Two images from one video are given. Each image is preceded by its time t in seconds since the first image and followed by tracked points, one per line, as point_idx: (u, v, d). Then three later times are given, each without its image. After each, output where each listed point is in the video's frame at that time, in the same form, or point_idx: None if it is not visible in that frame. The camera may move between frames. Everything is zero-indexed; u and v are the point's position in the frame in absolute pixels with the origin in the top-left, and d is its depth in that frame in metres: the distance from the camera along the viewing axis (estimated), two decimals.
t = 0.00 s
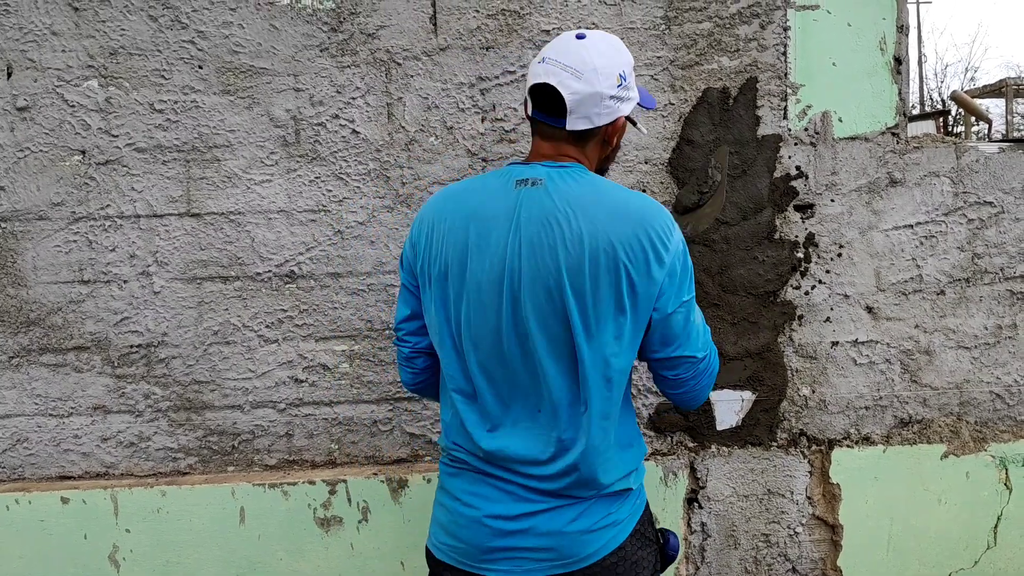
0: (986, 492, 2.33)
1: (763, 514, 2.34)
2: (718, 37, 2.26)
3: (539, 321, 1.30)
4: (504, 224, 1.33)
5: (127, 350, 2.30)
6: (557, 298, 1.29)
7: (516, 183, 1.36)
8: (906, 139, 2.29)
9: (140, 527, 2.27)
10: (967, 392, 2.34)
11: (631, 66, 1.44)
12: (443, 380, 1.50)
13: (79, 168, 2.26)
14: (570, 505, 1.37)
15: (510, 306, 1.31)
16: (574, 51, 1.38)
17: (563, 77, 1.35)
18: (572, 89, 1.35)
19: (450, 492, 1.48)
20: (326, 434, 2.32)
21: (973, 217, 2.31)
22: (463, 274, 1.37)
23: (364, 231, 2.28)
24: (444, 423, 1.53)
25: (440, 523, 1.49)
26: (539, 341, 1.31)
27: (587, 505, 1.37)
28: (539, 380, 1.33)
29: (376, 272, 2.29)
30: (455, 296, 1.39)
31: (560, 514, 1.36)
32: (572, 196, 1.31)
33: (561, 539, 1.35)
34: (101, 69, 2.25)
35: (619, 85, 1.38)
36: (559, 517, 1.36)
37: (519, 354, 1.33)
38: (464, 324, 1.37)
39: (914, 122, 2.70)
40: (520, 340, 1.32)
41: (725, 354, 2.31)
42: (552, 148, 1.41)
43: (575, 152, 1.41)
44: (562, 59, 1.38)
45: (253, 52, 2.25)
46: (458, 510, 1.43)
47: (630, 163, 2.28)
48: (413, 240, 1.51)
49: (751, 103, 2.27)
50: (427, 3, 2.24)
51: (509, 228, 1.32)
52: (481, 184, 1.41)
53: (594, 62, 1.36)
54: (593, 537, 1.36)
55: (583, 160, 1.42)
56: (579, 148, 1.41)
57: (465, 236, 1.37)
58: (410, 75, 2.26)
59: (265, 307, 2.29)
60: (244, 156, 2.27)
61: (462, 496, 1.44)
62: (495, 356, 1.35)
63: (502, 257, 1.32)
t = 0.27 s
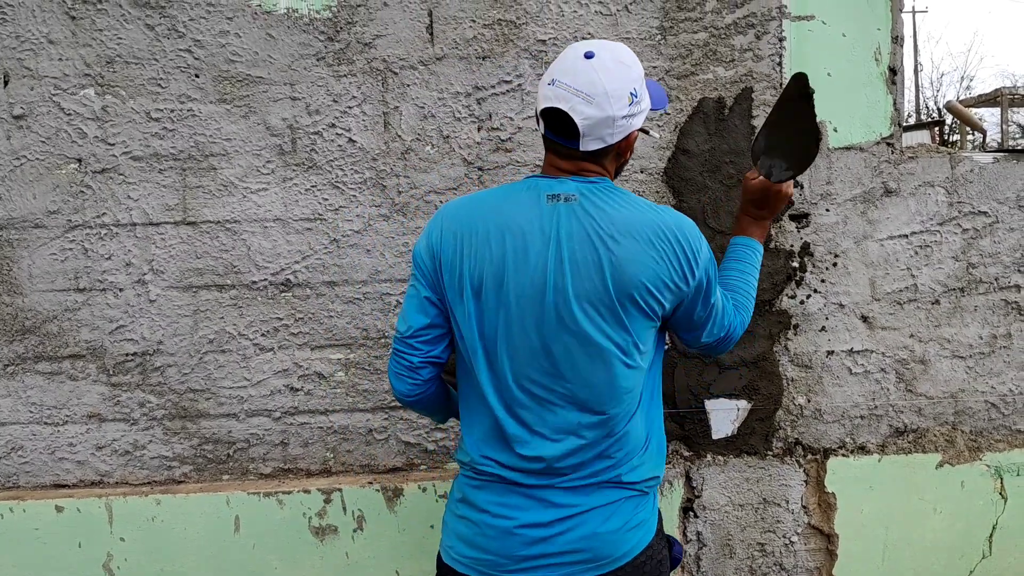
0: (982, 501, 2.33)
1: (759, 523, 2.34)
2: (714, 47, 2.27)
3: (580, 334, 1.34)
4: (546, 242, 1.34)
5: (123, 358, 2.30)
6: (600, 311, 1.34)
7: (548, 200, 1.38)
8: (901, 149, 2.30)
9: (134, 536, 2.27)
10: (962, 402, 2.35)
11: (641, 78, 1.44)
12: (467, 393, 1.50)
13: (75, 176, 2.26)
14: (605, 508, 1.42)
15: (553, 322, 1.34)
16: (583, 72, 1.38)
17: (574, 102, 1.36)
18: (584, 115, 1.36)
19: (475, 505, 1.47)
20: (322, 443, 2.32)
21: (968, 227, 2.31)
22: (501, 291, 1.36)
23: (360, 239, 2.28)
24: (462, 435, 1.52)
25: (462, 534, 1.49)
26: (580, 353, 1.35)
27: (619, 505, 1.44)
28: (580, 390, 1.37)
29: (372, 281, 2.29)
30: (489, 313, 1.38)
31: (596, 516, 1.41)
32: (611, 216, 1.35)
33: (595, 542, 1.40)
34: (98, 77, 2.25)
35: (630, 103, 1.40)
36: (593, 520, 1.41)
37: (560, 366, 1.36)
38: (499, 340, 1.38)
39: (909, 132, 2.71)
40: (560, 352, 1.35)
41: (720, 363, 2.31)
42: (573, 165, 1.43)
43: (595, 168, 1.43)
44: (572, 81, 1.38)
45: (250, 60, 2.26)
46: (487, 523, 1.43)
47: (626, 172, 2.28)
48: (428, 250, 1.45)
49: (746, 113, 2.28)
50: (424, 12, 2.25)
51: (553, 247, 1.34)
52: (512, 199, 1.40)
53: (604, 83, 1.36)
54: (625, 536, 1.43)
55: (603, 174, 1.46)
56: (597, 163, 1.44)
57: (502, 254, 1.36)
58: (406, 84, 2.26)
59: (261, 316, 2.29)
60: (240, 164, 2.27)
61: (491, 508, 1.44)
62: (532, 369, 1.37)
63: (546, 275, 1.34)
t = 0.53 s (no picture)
0: (977, 508, 2.33)
1: (754, 530, 2.34)
2: (709, 54, 2.27)
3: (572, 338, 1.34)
4: (531, 249, 1.34)
5: (117, 364, 2.29)
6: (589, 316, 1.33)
7: (533, 205, 1.37)
8: (896, 156, 2.30)
9: (128, 542, 2.26)
10: (958, 408, 2.35)
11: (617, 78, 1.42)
12: (456, 400, 1.49)
13: (70, 182, 2.26)
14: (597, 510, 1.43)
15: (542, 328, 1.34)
16: (559, 68, 1.36)
17: (551, 97, 1.34)
18: (561, 108, 1.34)
19: (465, 512, 1.47)
20: (317, 449, 2.31)
21: (963, 233, 2.32)
22: (486, 298, 1.35)
23: (355, 245, 2.28)
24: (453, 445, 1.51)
25: (453, 542, 1.48)
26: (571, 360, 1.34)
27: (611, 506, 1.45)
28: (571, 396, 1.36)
29: (367, 287, 2.29)
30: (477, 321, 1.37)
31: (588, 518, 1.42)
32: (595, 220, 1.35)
33: (589, 547, 1.40)
34: (93, 83, 2.25)
35: (607, 99, 1.37)
36: (586, 526, 1.41)
37: (550, 372, 1.35)
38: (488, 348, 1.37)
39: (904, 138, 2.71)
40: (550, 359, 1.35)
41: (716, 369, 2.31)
42: (553, 166, 1.42)
43: (574, 168, 1.42)
44: (547, 77, 1.36)
45: (246, 67, 2.26)
46: (478, 530, 1.43)
47: (621, 179, 2.29)
48: (410, 260, 1.43)
49: (742, 120, 2.28)
50: (420, 19, 2.25)
51: (538, 253, 1.33)
52: (495, 205, 1.39)
53: (580, 79, 1.35)
54: (618, 541, 1.43)
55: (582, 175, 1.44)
56: (575, 163, 1.42)
57: (488, 262, 1.35)
58: (402, 90, 2.27)
59: (256, 322, 2.29)
60: (236, 170, 2.27)
61: (481, 516, 1.43)
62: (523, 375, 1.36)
63: (532, 281, 1.33)
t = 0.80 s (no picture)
0: (974, 512, 2.33)
1: (752, 533, 2.34)
2: (706, 58, 2.27)
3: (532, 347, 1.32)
4: (494, 258, 1.33)
5: (113, 367, 2.29)
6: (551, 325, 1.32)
7: (496, 211, 1.36)
8: (893, 160, 2.31)
9: (124, 546, 2.25)
10: (955, 412, 2.35)
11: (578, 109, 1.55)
12: (427, 409, 1.50)
13: (67, 185, 2.26)
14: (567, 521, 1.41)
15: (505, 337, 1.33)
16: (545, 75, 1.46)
17: (547, 87, 1.40)
18: (556, 98, 1.40)
19: (436, 520, 1.48)
20: (314, 453, 2.31)
21: (959, 237, 2.32)
22: (450, 309, 1.34)
23: (352, 249, 2.28)
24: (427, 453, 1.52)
25: (424, 549, 1.50)
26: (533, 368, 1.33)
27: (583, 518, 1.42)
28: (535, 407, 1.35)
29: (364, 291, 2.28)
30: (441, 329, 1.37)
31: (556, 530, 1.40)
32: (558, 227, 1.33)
33: (556, 561, 1.39)
34: (90, 86, 2.25)
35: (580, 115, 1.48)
36: (554, 540, 1.39)
37: (513, 381, 1.34)
38: (453, 357, 1.37)
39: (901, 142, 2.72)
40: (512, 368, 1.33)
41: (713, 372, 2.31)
42: (527, 161, 1.41)
43: (547, 167, 1.42)
44: (537, 77, 1.43)
45: (242, 70, 2.26)
46: (447, 539, 1.44)
47: (618, 182, 2.29)
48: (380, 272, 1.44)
49: (738, 124, 2.28)
50: (417, 22, 2.25)
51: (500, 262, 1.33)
52: (460, 214, 1.38)
53: (566, 85, 1.45)
54: (587, 556, 1.41)
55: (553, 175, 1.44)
56: (550, 161, 1.43)
57: (451, 273, 1.34)
58: (399, 94, 2.26)
59: (253, 325, 2.28)
60: (233, 174, 2.27)
61: (450, 524, 1.44)
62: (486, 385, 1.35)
63: (495, 291, 1.32)
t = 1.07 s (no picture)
0: (972, 512, 2.33)
1: (750, 535, 2.33)
2: (703, 59, 2.27)
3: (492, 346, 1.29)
4: (458, 256, 1.31)
5: (111, 369, 2.28)
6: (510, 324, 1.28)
7: (464, 207, 1.35)
8: (891, 160, 2.30)
9: (121, 548, 2.25)
10: (953, 413, 2.35)
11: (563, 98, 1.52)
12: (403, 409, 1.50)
13: (64, 186, 2.26)
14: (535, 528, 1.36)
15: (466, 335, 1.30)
16: (520, 71, 1.43)
17: (518, 85, 1.38)
18: (527, 95, 1.37)
19: (413, 519, 1.48)
20: (311, 455, 2.30)
21: (957, 238, 2.32)
22: (417, 307, 1.34)
23: (350, 250, 2.28)
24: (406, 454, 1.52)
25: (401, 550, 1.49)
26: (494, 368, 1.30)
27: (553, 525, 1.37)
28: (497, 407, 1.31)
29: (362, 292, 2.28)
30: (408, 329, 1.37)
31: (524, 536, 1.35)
32: (519, 221, 1.29)
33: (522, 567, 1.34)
34: (87, 87, 2.24)
35: (560, 107, 1.45)
36: (522, 546, 1.34)
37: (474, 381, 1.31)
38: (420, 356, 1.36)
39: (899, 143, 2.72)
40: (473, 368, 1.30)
41: (711, 373, 2.31)
42: (497, 161, 1.39)
43: (519, 166, 1.40)
44: (510, 74, 1.41)
45: (240, 71, 2.25)
46: (419, 538, 1.44)
47: (616, 183, 2.28)
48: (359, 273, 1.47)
49: (736, 125, 2.28)
50: (414, 23, 2.25)
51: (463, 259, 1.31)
52: (430, 213, 1.38)
53: (541, 80, 1.42)
54: (557, 566, 1.35)
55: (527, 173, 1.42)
56: (522, 159, 1.41)
57: (417, 271, 1.34)
58: (397, 95, 2.26)
59: (250, 327, 2.28)
60: (230, 175, 2.26)
61: (424, 523, 1.44)
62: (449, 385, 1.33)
63: (458, 288, 1.31)
